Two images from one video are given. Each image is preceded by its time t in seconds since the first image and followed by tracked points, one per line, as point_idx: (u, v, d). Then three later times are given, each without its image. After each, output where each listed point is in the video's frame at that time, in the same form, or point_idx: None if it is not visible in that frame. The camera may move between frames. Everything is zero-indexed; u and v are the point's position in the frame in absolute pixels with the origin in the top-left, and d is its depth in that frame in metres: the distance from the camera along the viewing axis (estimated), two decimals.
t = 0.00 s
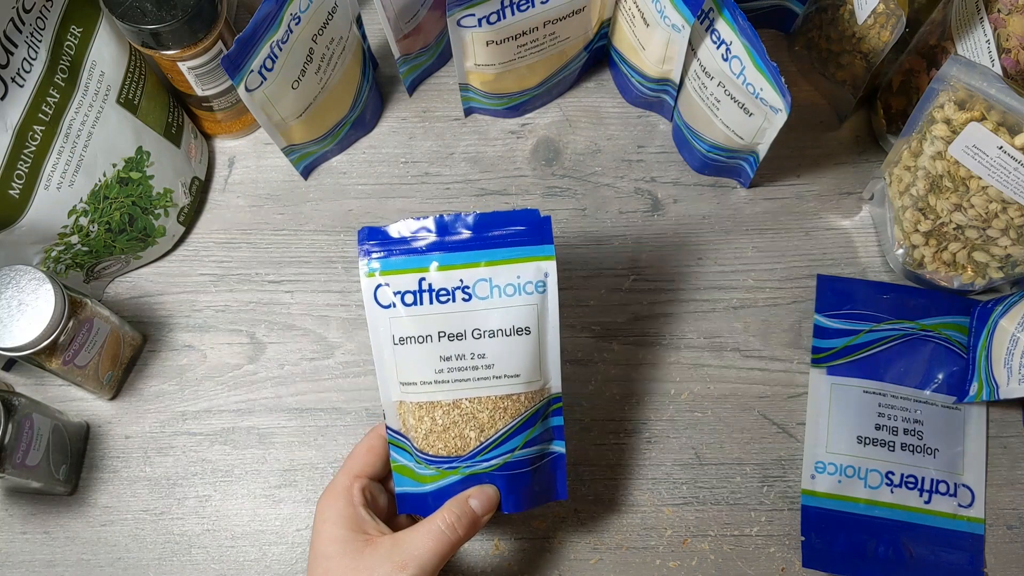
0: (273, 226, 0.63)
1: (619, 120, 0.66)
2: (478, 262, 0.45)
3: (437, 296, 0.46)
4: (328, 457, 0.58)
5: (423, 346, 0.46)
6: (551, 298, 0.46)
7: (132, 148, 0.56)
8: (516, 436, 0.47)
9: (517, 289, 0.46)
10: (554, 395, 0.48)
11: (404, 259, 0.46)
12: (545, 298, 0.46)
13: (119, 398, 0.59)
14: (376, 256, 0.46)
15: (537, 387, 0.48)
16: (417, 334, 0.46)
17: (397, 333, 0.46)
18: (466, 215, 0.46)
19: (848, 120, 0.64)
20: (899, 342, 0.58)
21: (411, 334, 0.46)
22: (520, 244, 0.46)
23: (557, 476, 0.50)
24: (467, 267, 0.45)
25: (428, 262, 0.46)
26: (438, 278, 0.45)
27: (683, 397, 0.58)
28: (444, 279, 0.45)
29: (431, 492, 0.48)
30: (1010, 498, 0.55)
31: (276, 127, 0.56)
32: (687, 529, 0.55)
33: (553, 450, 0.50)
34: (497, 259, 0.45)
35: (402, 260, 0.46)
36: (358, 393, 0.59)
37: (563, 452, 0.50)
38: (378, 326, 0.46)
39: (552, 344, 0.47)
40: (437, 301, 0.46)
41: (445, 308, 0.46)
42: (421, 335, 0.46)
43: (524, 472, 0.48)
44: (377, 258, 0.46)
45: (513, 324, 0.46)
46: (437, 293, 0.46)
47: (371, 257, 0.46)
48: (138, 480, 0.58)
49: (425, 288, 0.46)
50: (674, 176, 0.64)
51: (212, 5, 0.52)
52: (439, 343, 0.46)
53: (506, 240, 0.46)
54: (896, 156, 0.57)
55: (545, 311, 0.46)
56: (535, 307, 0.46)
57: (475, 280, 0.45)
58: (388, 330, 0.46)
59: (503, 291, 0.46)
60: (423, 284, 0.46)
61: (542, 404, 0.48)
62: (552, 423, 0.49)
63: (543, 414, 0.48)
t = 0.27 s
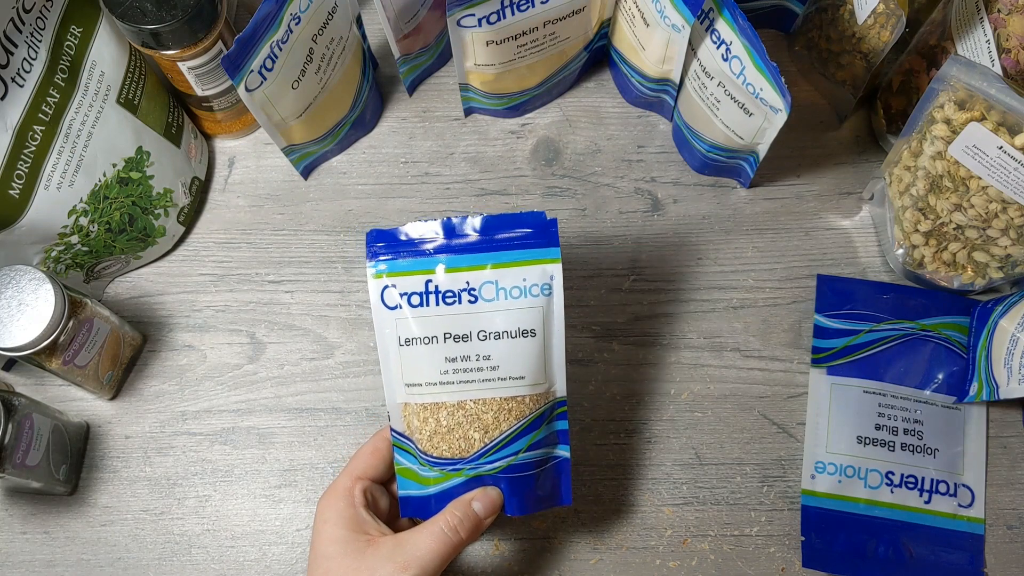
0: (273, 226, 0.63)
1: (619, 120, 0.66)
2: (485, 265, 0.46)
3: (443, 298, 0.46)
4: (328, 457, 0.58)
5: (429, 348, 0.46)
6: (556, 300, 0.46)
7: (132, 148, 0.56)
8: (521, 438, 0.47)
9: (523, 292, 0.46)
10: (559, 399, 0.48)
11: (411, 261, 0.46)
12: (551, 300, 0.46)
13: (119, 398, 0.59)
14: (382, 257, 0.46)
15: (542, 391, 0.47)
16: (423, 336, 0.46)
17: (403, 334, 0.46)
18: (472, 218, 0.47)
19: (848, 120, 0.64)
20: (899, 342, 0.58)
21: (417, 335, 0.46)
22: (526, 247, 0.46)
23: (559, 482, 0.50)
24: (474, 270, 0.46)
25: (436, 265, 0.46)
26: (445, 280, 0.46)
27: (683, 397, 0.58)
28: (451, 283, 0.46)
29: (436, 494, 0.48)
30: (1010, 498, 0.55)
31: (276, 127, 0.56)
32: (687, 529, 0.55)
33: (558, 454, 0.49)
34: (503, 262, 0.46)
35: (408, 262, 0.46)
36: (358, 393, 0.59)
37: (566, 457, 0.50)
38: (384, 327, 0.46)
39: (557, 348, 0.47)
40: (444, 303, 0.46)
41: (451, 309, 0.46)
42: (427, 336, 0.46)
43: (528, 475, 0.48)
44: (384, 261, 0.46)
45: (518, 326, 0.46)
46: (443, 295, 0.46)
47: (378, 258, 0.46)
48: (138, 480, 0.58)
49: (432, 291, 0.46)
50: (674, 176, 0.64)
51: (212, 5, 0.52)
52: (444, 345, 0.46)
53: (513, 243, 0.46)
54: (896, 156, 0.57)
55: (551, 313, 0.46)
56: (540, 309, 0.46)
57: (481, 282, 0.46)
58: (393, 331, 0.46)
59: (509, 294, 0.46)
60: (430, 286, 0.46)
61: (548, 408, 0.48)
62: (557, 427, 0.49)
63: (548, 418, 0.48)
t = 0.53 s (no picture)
0: (273, 226, 0.63)
1: (619, 120, 0.66)
2: (496, 266, 0.48)
3: (454, 295, 0.47)
4: (328, 457, 0.58)
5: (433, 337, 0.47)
6: (562, 302, 0.48)
7: (132, 148, 0.56)
8: (516, 427, 0.46)
9: (530, 291, 0.47)
10: (557, 399, 0.48)
11: (427, 260, 0.48)
12: (557, 302, 0.48)
13: (119, 398, 0.59)
14: (400, 257, 0.49)
15: (540, 386, 0.47)
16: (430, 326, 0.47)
17: (411, 325, 0.47)
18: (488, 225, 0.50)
19: (848, 120, 0.64)
20: (899, 342, 0.58)
21: (424, 325, 0.47)
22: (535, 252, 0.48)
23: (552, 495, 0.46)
24: (485, 270, 0.48)
25: (450, 265, 0.48)
26: (457, 278, 0.48)
27: (683, 397, 0.58)
28: (462, 281, 0.48)
29: (422, 484, 0.46)
30: (1010, 498, 0.55)
31: (276, 127, 0.56)
32: (687, 529, 0.55)
33: (552, 458, 0.47)
34: (514, 264, 0.48)
35: (425, 261, 0.48)
36: (358, 393, 0.59)
37: (561, 461, 0.47)
38: (394, 319, 0.48)
39: (559, 345, 0.48)
40: (454, 299, 0.47)
41: (460, 305, 0.47)
42: (432, 326, 0.47)
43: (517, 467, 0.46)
44: (402, 259, 0.49)
45: (523, 322, 0.47)
46: (454, 292, 0.47)
47: (396, 258, 0.49)
48: (138, 480, 0.58)
49: (443, 288, 0.48)
50: (674, 177, 0.64)
51: (212, 5, 0.52)
52: (449, 336, 0.47)
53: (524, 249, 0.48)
54: (896, 156, 0.57)
55: (555, 313, 0.47)
56: (546, 309, 0.47)
57: (492, 281, 0.47)
58: (403, 322, 0.48)
59: (517, 293, 0.47)
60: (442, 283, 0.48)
61: (544, 406, 0.47)
62: (553, 426, 0.47)
63: (544, 417, 0.47)
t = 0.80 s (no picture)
0: (273, 226, 0.63)
1: (619, 120, 0.66)
2: (484, 259, 0.47)
3: (442, 290, 0.47)
4: (328, 457, 0.58)
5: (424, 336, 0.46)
6: (553, 295, 0.47)
7: (132, 148, 0.56)
8: (514, 426, 0.46)
9: (520, 285, 0.47)
10: (554, 393, 0.48)
11: (413, 253, 0.47)
12: (548, 294, 0.47)
13: (119, 398, 0.59)
14: (383, 250, 0.48)
15: (536, 382, 0.47)
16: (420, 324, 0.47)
17: (401, 324, 0.47)
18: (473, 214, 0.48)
19: (848, 120, 0.64)
20: (899, 342, 0.58)
21: (414, 324, 0.47)
22: (523, 242, 0.47)
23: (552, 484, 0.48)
24: (473, 263, 0.47)
25: (436, 258, 0.47)
26: (445, 272, 0.47)
27: (683, 397, 0.58)
28: (450, 275, 0.47)
29: (424, 486, 0.47)
30: (1010, 498, 0.55)
31: (276, 127, 0.56)
32: (687, 529, 0.55)
33: (550, 451, 0.48)
34: (502, 256, 0.47)
35: (410, 254, 0.47)
36: (358, 393, 0.59)
37: (560, 454, 0.48)
38: (382, 317, 0.47)
39: (553, 339, 0.47)
40: (442, 294, 0.47)
41: (449, 301, 0.47)
42: (424, 325, 0.47)
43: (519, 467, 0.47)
44: (385, 252, 0.47)
45: (515, 318, 0.47)
46: (442, 287, 0.47)
47: (379, 251, 0.48)
48: (138, 480, 0.58)
49: (430, 283, 0.47)
50: (674, 176, 0.64)
51: (212, 5, 0.52)
52: (440, 334, 0.46)
53: (512, 239, 0.47)
54: (896, 156, 0.57)
55: (547, 307, 0.47)
56: (537, 303, 0.47)
57: (480, 275, 0.47)
58: (392, 320, 0.47)
59: (507, 287, 0.47)
60: (429, 277, 0.47)
61: (541, 401, 0.47)
62: (550, 421, 0.48)
63: (541, 411, 0.47)
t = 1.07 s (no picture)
0: (273, 226, 0.63)
1: (619, 120, 0.66)
2: (484, 258, 0.47)
3: (443, 289, 0.47)
4: (328, 457, 0.58)
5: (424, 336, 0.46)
6: (553, 295, 0.47)
7: (132, 148, 0.56)
8: (514, 427, 0.46)
9: (521, 285, 0.47)
10: (554, 393, 0.48)
11: (412, 251, 0.47)
12: (548, 294, 0.47)
13: (119, 398, 0.59)
14: (383, 248, 0.47)
15: (536, 383, 0.47)
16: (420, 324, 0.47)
17: (401, 323, 0.47)
18: (473, 212, 0.48)
19: (848, 120, 0.64)
20: (899, 342, 0.58)
21: (414, 323, 0.47)
22: (522, 241, 0.47)
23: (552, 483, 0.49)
24: (473, 262, 0.47)
25: (435, 257, 0.47)
26: (445, 272, 0.47)
27: (683, 397, 0.58)
28: (450, 274, 0.47)
29: (424, 485, 0.47)
30: (1010, 498, 0.55)
31: (276, 126, 0.56)
32: (687, 529, 0.55)
33: (550, 450, 0.48)
34: (502, 255, 0.47)
35: (410, 252, 0.47)
36: (358, 393, 0.59)
37: (559, 454, 0.49)
38: (382, 316, 0.47)
39: (553, 339, 0.47)
40: (442, 293, 0.47)
41: (449, 300, 0.47)
42: (424, 325, 0.47)
43: (520, 467, 0.47)
44: (384, 250, 0.47)
45: (515, 318, 0.47)
46: (442, 287, 0.47)
47: (379, 249, 0.47)
48: (138, 480, 0.58)
49: (430, 282, 0.47)
50: (674, 176, 0.64)
51: (212, 5, 0.52)
52: (440, 334, 0.46)
53: (512, 238, 0.47)
54: (896, 156, 0.57)
55: (547, 307, 0.47)
56: (538, 303, 0.47)
57: (480, 274, 0.47)
58: (392, 319, 0.47)
59: (508, 286, 0.47)
60: (429, 277, 0.47)
61: (541, 401, 0.47)
62: (550, 421, 0.48)
63: (541, 411, 0.48)
